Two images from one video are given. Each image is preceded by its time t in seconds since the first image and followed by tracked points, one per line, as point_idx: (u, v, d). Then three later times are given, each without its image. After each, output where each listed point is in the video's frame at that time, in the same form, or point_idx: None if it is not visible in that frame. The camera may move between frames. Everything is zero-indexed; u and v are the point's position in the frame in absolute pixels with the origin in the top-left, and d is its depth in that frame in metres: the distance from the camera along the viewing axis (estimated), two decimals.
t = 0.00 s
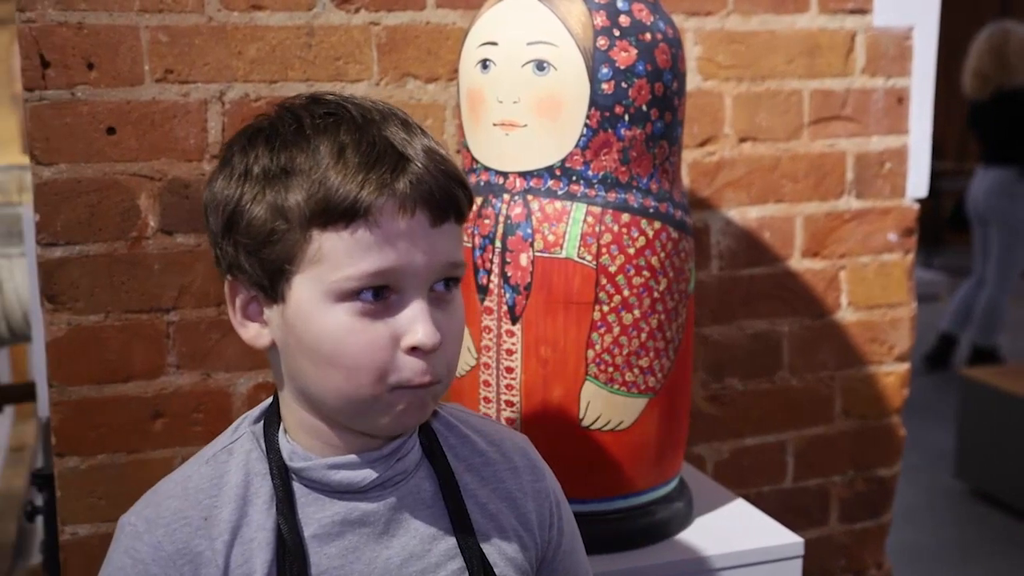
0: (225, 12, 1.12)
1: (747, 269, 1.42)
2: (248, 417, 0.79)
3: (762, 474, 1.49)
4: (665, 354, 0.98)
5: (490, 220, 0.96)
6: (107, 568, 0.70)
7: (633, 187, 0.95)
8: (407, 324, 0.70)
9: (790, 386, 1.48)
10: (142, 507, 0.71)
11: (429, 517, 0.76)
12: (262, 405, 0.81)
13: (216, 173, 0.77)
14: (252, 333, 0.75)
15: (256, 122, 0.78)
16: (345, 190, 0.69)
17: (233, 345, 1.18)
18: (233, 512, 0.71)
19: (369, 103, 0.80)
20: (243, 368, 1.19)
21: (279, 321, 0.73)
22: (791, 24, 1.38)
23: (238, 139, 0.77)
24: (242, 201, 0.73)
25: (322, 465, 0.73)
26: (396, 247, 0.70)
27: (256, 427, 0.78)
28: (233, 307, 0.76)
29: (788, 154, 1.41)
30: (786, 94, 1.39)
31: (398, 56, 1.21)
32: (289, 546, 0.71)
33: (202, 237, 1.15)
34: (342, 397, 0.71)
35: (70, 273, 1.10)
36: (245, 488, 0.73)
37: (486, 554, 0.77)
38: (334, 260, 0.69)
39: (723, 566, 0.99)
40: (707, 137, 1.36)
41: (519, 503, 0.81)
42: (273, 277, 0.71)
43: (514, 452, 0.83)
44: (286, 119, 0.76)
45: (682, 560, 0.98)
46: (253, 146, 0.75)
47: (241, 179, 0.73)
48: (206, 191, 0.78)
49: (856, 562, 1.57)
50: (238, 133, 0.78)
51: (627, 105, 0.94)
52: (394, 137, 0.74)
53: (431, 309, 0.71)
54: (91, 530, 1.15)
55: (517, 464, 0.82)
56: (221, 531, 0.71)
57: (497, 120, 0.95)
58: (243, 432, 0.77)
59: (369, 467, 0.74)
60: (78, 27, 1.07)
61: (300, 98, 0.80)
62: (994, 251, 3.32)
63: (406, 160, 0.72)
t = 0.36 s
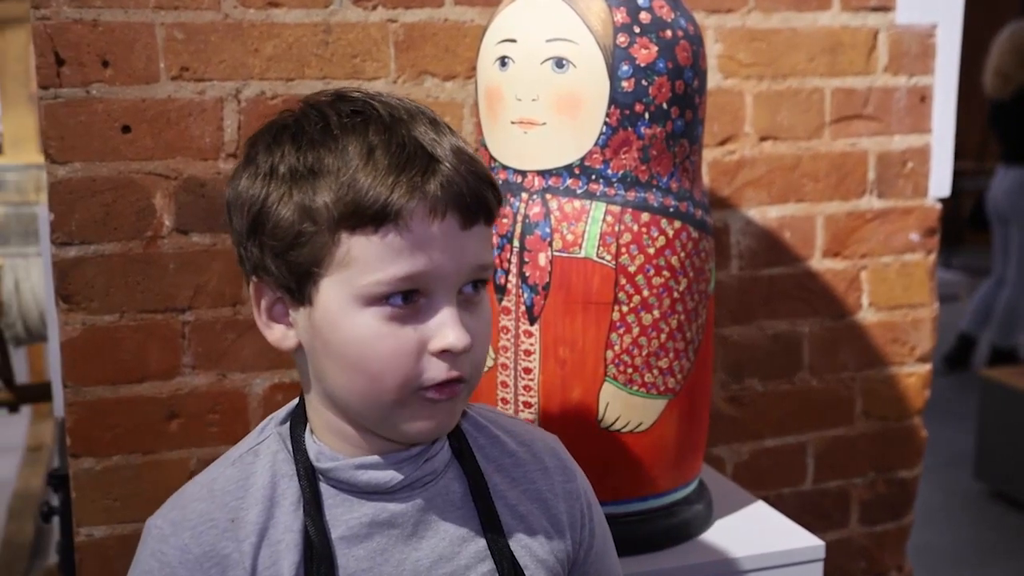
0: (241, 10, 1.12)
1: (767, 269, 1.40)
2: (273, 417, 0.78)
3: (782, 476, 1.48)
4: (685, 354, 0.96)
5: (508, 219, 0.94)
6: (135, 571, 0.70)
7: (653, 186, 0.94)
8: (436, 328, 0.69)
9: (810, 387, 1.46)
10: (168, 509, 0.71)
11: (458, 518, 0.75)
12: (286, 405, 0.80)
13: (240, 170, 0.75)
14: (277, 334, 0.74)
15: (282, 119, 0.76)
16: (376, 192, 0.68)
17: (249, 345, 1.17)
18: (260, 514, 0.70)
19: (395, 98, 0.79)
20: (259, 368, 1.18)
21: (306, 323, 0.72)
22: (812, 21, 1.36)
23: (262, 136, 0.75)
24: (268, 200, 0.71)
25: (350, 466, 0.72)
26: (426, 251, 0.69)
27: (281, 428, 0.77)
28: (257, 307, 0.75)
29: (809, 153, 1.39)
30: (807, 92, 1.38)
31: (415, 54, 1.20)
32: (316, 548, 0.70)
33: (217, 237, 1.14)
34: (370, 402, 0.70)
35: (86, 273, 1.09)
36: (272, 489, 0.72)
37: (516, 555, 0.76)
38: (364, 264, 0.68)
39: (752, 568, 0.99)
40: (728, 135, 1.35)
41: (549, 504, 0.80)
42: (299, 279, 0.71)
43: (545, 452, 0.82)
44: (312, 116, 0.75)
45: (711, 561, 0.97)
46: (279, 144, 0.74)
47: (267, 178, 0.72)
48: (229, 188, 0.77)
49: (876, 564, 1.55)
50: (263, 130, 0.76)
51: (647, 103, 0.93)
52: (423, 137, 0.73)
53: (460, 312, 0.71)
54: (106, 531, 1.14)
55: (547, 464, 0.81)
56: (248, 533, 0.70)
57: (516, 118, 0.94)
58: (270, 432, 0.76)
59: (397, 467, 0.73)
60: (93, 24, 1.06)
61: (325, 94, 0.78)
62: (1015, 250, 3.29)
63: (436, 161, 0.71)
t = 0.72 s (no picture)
0: (243, 6, 1.11)
1: (773, 267, 1.40)
2: (324, 419, 0.78)
3: (789, 475, 1.47)
4: (690, 354, 0.95)
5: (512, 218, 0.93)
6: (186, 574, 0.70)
7: (659, 184, 0.93)
8: (484, 334, 0.68)
9: (817, 386, 1.45)
10: (218, 512, 0.71)
11: (510, 522, 0.74)
12: (337, 407, 0.80)
13: (288, 171, 0.75)
14: (325, 338, 0.74)
15: (331, 119, 0.76)
16: (423, 196, 0.67)
17: (252, 344, 1.17)
18: (310, 518, 0.70)
19: (445, 99, 0.78)
20: (262, 367, 1.18)
21: (353, 328, 0.71)
22: (819, 18, 1.35)
23: (311, 137, 0.75)
24: (316, 203, 0.71)
25: (401, 468, 0.72)
26: (475, 255, 0.67)
27: (331, 430, 0.76)
28: (306, 311, 0.75)
29: (816, 151, 1.38)
30: (814, 90, 1.37)
31: (419, 50, 1.19)
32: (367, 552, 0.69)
33: (219, 236, 1.14)
34: (417, 408, 0.69)
35: (86, 272, 1.09)
36: (322, 493, 0.71)
37: (567, 558, 0.75)
38: (411, 269, 0.67)
39: (791, 563, 0.99)
40: (734, 133, 1.34)
41: (602, 507, 0.78)
42: (347, 283, 0.70)
43: (597, 456, 0.80)
44: (360, 118, 0.74)
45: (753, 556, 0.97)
46: (327, 145, 0.73)
47: (314, 180, 0.72)
48: (276, 188, 0.76)
49: (882, 563, 1.54)
50: (311, 130, 0.76)
51: (652, 101, 0.92)
52: (472, 138, 0.72)
53: (509, 318, 0.69)
54: (108, 532, 1.14)
55: (599, 467, 0.80)
56: (299, 538, 0.69)
57: (520, 115, 0.93)
58: (320, 435, 0.76)
59: (448, 472, 0.72)
60: (93, 20, 1.05)
61: (374, 94, 0.77)
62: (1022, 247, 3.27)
63: (485, 163, 0.70)
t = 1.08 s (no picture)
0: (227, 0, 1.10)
1: (759, 262, 1.40)
2: (345, 411, 0.77)
3: (774, 469, 1.47)
4: (674, 349, 0.95)
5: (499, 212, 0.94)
6: (212, 569, 0.69)
7: (642, 179, 0.93)
8: (502, 333, 0.67)
9: (801, 380, 1.46)
10: (244, 507, 0.70)
11: (531, 514, 0.73)
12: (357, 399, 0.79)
13: (306, 166, 0.74)
14: (343, 336, 0.74)
15: (349, 113, 0.75)
16: (439, 196, 0.66)
17: (237, 339, 1.17)
18: (337, 511, 0.69)
19: (463, 92, 0.76)
20: (246, 362, 1.18)
21: (371, 325, 0.71)
22: (804, 14, 1.35)
23: (329, 132, 0.74)
24: (333, 200, 0.70)
25: (423, 463, 0.71)
26: (493, 254, 0.66)
27: (353, 424, 0.76)
28: (324, 307, 0.75)
29: (800, 146, 1.38)
30: (798, 86, 1.37)
31: (403, 46, 1.19)
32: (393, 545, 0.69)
33: (203, 231, 1.14)
34: (434, 407, 0.69)
35: (69, 267, 1.08)
36: (347, 486, 0.71)
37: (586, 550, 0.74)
38: (428, 268, 0.66)
39: (795, 553, 1.00)
40: (719, 129, 1.34)
41: (621, 498, 0.77)
42: (364, 281, 0.69)
43: (618, 445, 0.79)
44: (377, 113, 0.73)
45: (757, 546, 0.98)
46: (344, 141, 0.72)
47: (331, 177, 0.71)
48: (294, 183, 0.75)
49: (866, 557, 1.55)
50: (329, 125, 0.75)
51: (636, 96, 0.92)
52: (489, 135, 0.70)
53: (527, 316, 0.68)
54: (91, 528, 1.13)
55: (620, 457, 0.79)
56: (327, 531, 0.69)
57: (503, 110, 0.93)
58: (341, 428, 0.75)
59: (470, 466, 0.72)
60: (75, 14, 1.05)
61: (392, 89, 0.76)
62: (1007, 243, 3.29)
63: (502, 161, 0.68)
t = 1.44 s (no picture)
0: None
1: (742, 259, 1.41)
2: (351, 396, 0.78)
3: (757, 464, 1.48)
4: (657, 345, 0.96)
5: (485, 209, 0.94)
6: (221, 548, 0.69)
7: (625, 176, 0.94)
8: (499, 334, 0.67)
9: (784, 376, 1.47)
10: (254, 488, 0.70)
11: (531, 499, 0.74)
12: (363, 383, 0.80)
13: (311, 165, 0.75)
14: (345, 330, 0.74)
15: (354, 113, 0.75)
16: (437, 200, 0.66)
17: (222, 335, 1.17)
18: (345, 494, 0.70)
19: (468, 91, 0.76)
20: (231, 359, 1.18)
21: (373, 323, 0.72)
22: (786, 13, 1.36)
23: (334, 131, 0.74)
24: (335, 201, 0.71)
25: (425, 454, 0.72)
26: (490, 258, 0.67)
27: (358, 409, 0.76)
28: (328, 302, 0.75)
29: (782, 144, 1.39)
30: (780, 84, 1.38)
31: (387, 44, 1.19)
32: (397, 530, 0.69)
33: (188, 228, 1.14)
34: (433, 404, 0.70)
35: (54, 264, 1.08)
36: (353, 471, 0.71)
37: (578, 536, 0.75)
38: (426, 270, 0.67)
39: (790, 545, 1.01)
40: (702, 126, 1.35)
41: (616, 486, 0.77)
42: (365, 281, 0.70)
43: (617, 432, 0.79)
44: (381, 114, 0.73)
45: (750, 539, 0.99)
46: (347, 142, 0.72)
47: (334, 177, 0.71)
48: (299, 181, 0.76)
49: (848, 552, 1.56)
50: (334, 124, 0.75)
51: (618, 94, 0.93)
52: (489, 139, 0.70)
53: (526, 316, 0.69)
54: (75, 524, 1.14)
55: (617, 444, 0.79)
56: (335, 513, 0.69)
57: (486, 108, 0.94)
58: (346, 413, 0.76)
59: (468, 458, 0.72)
60: (59, 11, 1.05)
61: (397, 89, 0.76)
62: (989, 241, 3.31)
63: (501, 165, 0.68)
